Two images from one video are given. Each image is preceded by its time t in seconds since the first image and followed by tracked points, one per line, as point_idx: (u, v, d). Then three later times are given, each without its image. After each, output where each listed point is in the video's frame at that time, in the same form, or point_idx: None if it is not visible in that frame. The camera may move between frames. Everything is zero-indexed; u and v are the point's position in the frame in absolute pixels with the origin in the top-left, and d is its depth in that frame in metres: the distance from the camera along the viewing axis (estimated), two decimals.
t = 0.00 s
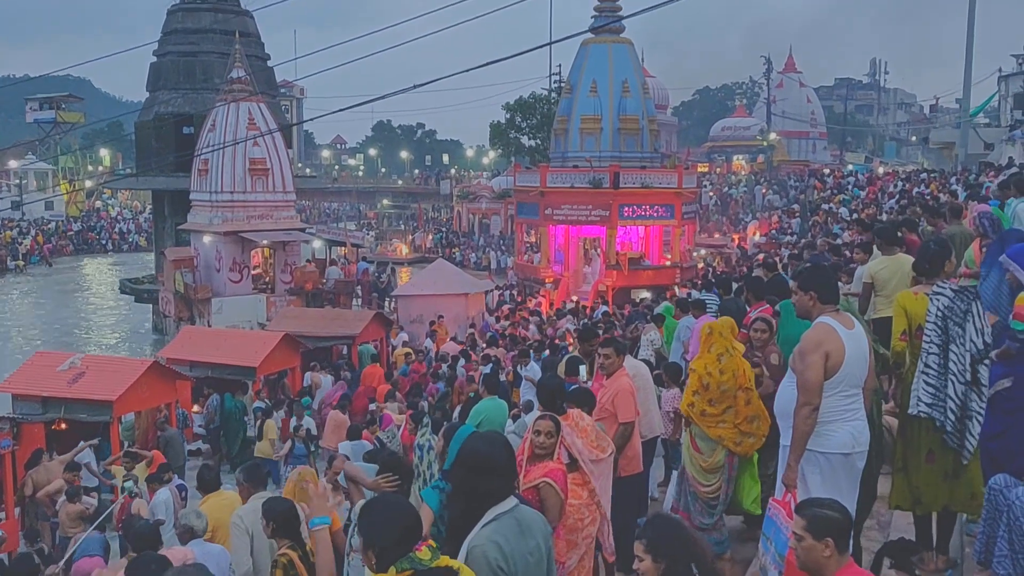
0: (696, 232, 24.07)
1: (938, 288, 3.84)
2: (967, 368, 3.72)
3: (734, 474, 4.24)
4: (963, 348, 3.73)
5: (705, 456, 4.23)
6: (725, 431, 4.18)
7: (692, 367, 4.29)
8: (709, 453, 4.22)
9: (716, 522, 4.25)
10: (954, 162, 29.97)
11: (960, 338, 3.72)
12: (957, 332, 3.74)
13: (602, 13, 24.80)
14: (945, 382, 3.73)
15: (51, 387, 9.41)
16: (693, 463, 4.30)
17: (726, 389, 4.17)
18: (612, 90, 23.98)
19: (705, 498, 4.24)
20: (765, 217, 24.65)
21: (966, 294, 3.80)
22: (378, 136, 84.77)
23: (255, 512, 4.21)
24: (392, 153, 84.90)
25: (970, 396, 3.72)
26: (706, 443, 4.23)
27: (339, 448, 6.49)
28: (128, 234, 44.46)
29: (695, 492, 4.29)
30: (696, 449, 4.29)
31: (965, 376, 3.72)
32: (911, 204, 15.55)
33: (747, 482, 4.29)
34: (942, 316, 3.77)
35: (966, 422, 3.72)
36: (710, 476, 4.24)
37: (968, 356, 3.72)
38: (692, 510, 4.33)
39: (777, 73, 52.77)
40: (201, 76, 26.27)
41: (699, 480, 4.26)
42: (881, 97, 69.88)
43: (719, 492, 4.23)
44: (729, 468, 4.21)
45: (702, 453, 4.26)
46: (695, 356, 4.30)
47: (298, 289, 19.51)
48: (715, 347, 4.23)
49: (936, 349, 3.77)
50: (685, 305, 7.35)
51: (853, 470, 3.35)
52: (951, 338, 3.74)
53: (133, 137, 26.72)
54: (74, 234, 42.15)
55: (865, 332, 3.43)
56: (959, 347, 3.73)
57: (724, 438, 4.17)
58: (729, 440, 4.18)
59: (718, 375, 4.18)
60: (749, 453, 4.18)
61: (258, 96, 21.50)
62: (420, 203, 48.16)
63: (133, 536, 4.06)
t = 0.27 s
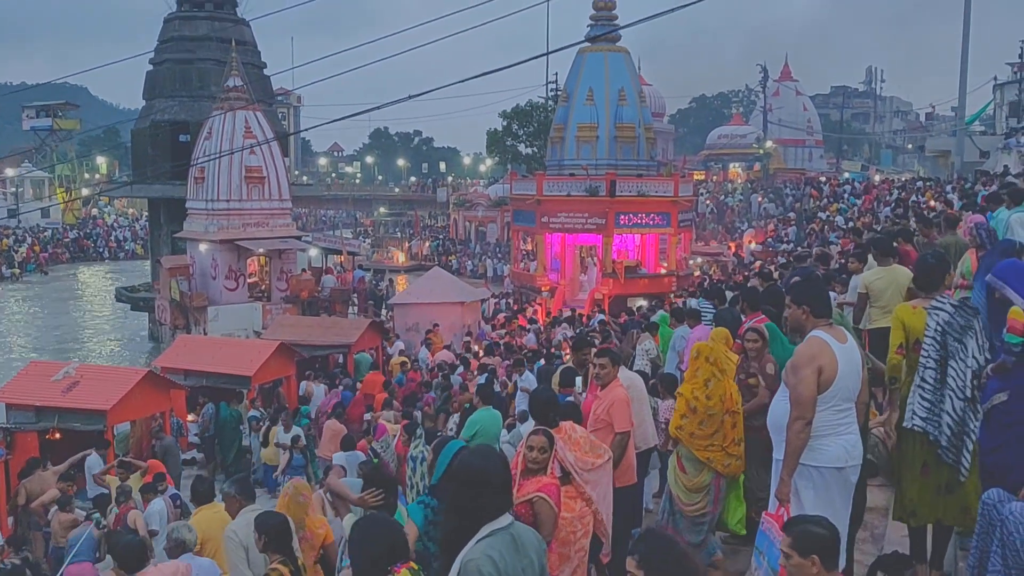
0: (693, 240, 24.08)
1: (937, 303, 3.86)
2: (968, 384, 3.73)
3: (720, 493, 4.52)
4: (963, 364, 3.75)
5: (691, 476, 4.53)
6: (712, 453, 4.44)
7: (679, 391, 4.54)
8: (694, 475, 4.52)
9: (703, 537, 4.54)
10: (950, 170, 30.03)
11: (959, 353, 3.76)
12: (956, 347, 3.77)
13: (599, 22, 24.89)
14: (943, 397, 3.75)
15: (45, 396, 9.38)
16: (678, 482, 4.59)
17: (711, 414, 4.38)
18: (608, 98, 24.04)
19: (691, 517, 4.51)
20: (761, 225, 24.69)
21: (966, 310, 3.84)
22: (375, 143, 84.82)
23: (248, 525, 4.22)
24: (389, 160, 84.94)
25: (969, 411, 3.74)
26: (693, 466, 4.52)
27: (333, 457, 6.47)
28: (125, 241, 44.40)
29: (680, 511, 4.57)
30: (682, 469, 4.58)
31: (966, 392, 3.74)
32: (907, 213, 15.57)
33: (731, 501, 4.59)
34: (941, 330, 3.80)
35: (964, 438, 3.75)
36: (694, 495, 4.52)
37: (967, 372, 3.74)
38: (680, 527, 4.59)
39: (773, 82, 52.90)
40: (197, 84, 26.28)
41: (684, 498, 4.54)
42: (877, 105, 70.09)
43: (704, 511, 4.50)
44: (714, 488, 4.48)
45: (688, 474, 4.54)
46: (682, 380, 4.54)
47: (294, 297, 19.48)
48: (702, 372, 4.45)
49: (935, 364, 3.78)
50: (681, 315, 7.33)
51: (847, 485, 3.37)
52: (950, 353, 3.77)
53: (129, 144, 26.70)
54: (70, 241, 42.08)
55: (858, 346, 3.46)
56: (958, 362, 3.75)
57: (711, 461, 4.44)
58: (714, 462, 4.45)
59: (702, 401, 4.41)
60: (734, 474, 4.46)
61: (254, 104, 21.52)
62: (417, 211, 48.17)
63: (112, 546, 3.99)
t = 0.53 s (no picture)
0: (688, 247, 24.11)
1: (935, 315, 3.81)
2: (967, 396, 3.72)
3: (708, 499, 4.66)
4: (961, 376, 3.73)
5: (679, 483, 4.60)
6: (699, 462, 4.51)
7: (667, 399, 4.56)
8: (682, 482, 4.59)
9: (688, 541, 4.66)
10: (945, 177, 30.11)
11: (958, 366, 3.72)
12: (954, 360, 3.74)
13: (594, 30, 24.94)
14: (940, 408, 3.73)
15: (38, 405, 9.34)
16: (665, 489, 4.67)
17: (699, 423, 4.46)
18: (603, 105, 24.09)
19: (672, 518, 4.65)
20: (757, 232, 24.71)
21: (965, 321, 3.79)
22: (371, 150, 84.86)
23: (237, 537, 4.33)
24: (385, 167, 84.99)
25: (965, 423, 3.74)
26: (681, 474, 4.59)
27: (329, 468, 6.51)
28: (121, 249, 44.36)
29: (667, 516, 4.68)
30: (670, 478, 4.64)
31: (963, 403, 3.72)
32: (902, 220, 15.59)
33: (717, 508, 4.70)
34: (939, 343, 3.75)
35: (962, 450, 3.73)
36: (679, 502, 4.63)
37: (965, 385, 3.72)
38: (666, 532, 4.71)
39: (769, 89, 53.04)
40: (193, 92, 26.28)
41: (669, 504, 4.65)
42: (872, 112, 70.30)
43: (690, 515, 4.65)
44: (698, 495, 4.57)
45: (675, 482, 4.62)
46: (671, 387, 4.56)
47: (289, 305, 19.48)
48: (689, 381, 4.49)
49: (931, 378, 3.76)
50: (675, 323, 7.33)
51: (839, 497, 3.41)
52: (948, 365, 3.74)
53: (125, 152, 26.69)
54: (66, 249, 42.01)
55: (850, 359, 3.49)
56: (958, 373, 3.73)
57: (698, 469, 4.52)
58: (700, 471, 4.54)
59: (690, 409, 4.46)
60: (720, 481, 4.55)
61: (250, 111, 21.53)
62: (414, 218, 48.18)
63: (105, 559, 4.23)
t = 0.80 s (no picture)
0: (684, 254, 24.15)
1: (934, 324, 3.82)
2: (966, 405, 3.68)
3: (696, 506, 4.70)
4: (958, 386, 3.70)
5: (668, 491, 4.68)
6: (688, 468, 4.58)
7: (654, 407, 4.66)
8: (672, 489, 4.67)
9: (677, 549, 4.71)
10: (940, 183, 30.21)
11: (957, 374, 3.69)
12: (952, 368, 3.71)
13: (590, 37, 25.03)
14: (939, 415, 3.69)
15: (32, 412, 9.30)
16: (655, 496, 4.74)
17: (688, 429, 4.56)
18: (599, 112, 24.14)
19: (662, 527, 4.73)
20: (752, 238, 24.77)
21: (963, 329, 3.78)
22: (368, 156, 84.91)
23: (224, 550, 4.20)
24: (381, 173, 85.03)
25: (964, 433, 3.70)
26: (671, 481, 4.67)
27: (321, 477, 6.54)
28: (116, 255, 44.32)
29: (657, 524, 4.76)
30: (660, 486, 4.72)
31: (965, 412, 3.69)
32: (897, 226, 15.64)
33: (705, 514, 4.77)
34: (938, 351, 3.75)
35: (962, 460, 3.69)
36: (670, 509, 4.70)
37: (965, 395, 3.68)
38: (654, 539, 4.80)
39: (764, 95, 53.21)
40: (189, 98, 26.29)
41: (659, 512, 4.73)
42: (867, 119, 70.56)
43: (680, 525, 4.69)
44: (687, 503, 4.66)
45: (665, 489, 4.70)
46: (658, 395, 4.66)
47: (285, 311, 19.46)
48: (676, 389, 4.58)
49: (929, 388, 3.73)
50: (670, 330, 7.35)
51: (832, 506, 3.41)
52: (947, 374, 3.71)
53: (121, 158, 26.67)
54: (61, 255, 41.93)
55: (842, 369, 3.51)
56: (956, 382, 3.69)
57: (688, 476, 4.59)
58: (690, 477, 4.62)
59: (678, 416, 4.57)
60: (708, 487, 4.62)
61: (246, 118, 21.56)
62: (410, 224, 48.20)
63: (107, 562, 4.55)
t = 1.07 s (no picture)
0: (680, 260, 24.17)
1: (936, 333, 3.79)
2: (968, 415, 3.67)
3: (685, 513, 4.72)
4: (960, 396, 3.67)
5: (657, 498, 4.63)
6: (676, 476, 4.60)
7: (639, 416, 4.66)
8: (660, 496, 4.63)
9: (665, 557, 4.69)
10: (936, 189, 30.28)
11: (958, 385, 3.67)
12: (954, 378, 3.69)
13: (586, 44, 25.08)
14: (939, 424, 3.70)
15: (26, 420, 9.27)
16: (644, 504, 4.68)
17: (675, 437, 4.57)
18: (595, 118, 24.18)
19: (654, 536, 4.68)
20: (748, 244, 24.79)
21: (966, 339, 3.74)
22: (364, 162, 84.92)
23: (215, 560, 4.21)
24: (378, 179, 84.99)
25: (966, 442, 3.70)
26: (660, 488, 4.63)
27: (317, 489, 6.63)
28: (112, 261, 44.25)
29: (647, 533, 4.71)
30: (648, 493, 4.66)
31: (967, 422, 3.67)
32: (894, 233, 15.65)
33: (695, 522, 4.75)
34: (941, 361, 3.72)
35: (963, 470, 3.71)
36: (660, 517, 4.64)
37: (967, 405, 3.66)
38: (643, 547, 4.76)
39: (760, 102, 53.32)
40: (184, 104, 26.28)
41: (650, 520, 4.66)
42: (863, 126, 70.76)
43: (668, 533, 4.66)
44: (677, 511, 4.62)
45: (653, 497, 4.65)
46: (642, 405, 4.68)
47: (281, 318, 19.43)
48: (659, 397, 4.62)
49: (931, 397, 3.73)
50: (666, 337, 7.33)
51: (825, 516, 3.42)
52: (949, 384, 3.69)
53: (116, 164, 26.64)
54: (57, 261, 41.85)
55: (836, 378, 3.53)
56: (957, 393, 3.67)
57: (678, 483, 4.59)
58: (677, 484, 4.62)
59: (665, 423, 4.57)
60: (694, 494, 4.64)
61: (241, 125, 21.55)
62: (406, 230, 48.18)
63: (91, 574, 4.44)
